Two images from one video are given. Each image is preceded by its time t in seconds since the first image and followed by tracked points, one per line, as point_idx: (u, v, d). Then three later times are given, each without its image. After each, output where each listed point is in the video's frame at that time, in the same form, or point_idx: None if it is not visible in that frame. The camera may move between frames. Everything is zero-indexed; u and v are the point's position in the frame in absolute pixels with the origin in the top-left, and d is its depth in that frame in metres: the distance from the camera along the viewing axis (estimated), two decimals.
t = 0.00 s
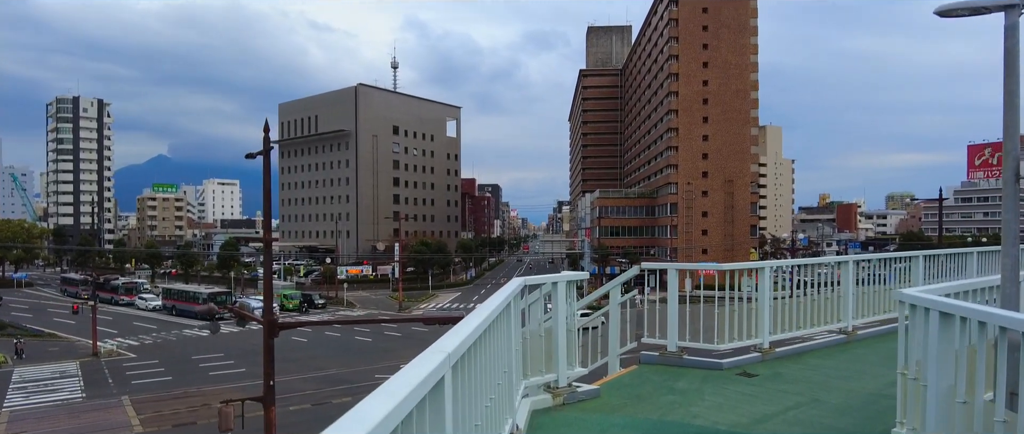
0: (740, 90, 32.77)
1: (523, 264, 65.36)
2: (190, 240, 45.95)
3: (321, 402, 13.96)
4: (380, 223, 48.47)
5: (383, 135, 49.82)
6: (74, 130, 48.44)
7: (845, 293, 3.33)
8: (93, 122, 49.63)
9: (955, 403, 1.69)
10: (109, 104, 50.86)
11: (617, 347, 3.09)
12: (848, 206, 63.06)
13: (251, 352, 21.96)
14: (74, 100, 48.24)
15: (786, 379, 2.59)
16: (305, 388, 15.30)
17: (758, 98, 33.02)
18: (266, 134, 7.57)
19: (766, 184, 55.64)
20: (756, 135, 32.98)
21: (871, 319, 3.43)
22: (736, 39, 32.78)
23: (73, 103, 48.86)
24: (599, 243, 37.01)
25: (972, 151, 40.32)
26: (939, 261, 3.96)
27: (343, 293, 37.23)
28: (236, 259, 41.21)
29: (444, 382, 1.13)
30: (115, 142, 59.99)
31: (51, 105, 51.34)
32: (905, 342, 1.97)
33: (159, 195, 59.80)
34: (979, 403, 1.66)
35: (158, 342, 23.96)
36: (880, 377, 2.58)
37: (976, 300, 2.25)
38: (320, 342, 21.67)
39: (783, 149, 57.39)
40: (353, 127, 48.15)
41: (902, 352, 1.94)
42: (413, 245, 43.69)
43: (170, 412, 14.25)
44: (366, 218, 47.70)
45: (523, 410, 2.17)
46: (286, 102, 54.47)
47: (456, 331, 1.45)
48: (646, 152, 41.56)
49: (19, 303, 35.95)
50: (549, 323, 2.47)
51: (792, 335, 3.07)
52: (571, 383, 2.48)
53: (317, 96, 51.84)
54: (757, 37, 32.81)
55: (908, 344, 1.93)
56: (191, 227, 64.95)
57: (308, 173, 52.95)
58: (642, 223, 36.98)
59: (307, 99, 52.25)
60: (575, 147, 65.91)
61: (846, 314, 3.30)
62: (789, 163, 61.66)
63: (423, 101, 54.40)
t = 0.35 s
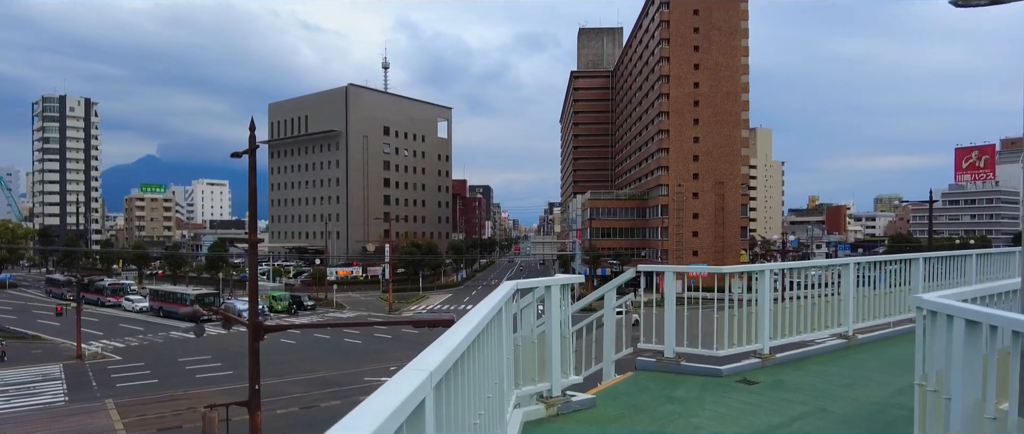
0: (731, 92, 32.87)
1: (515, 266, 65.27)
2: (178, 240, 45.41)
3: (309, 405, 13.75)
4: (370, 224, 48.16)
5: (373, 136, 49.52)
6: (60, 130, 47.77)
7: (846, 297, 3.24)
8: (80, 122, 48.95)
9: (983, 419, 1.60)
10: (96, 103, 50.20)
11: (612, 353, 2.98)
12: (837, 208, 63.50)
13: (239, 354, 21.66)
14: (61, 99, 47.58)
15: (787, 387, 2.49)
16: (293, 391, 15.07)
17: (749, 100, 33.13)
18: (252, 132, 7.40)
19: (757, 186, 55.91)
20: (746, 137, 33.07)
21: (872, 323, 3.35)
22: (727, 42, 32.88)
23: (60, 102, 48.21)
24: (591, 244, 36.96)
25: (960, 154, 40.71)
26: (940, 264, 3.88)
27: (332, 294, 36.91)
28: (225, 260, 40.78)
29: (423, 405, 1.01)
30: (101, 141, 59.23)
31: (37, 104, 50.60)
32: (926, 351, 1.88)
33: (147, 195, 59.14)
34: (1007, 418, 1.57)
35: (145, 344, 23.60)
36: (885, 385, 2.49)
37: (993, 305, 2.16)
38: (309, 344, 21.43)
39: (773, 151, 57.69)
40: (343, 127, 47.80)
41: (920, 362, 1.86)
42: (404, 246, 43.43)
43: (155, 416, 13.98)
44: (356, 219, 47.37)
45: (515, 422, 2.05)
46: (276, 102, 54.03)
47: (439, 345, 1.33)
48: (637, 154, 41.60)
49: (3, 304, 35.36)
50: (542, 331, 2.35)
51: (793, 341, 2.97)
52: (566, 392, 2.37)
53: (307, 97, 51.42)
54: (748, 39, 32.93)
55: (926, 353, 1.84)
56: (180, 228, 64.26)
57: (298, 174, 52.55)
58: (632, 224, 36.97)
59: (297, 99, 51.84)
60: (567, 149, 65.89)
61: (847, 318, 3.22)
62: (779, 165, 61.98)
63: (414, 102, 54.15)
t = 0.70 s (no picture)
0: (721, 93, 32.98)
1: (506, 266, 65.10)
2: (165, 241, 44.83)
3: (296, 408, 13.54)
4: (360, 224, 47.85)
5: (364, 136, 49.20)
6: (45, 128, 47.01)
7: (843, 299, 3.16)
8: (66, 120, 48.22)
9: None
10: (82, 102, 49.47)
11: (603, 357, 2.87)
12: (826, 209, 63.97)
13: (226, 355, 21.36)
14: (46, 97, 46.86)
15: (787, 393, 2.38)
16: (280, 393, 14.86)
17: (739, 102, 33.25)
18: (235, 130, 7.23)
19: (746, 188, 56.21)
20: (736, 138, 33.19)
21: (869, 326, 3.27)
22: (717, 43, 33.01)
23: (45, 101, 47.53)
24: (581, 245, 36.92)
25: (946, 155, 41.23)
26: (936, 265, 3.81)
27: (321, 295, 36.62)
28: (213, 260, 40.32)
29: (384, 430, 0.90)
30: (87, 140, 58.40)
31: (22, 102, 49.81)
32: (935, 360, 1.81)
33: (134, 195, 58.43)
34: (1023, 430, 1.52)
35: (130, 345, 23.22)
36: (886, 389, 2.41)
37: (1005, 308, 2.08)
38: (297, 346, 21.19)
39: (762, 152, 58.00)
40: (333, 127, 47.45)
41: (933, 371, 1.79)
42: (394, 246, 43.18)
43: (139, 419, 13.71)
44: (346, 219, 47.05)
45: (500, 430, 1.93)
46: (265, 102, 53.55)
47: (406, 360, 1.22)
48: (627, 154, 41.63)
49: None
50: (528, 336, 2.23)
51: (790, 344, 2.88)
52: (555, 400, 2.25)
53: (296, 96, 50.99)
54: (738, 41, 33.04)
55: (939, 363, 1.77)
56: (168, 228, 63.51)
57: (287, 174, 52.12)
58: (623, 225, 36.98)
59: (286, 98, 51.40)
60: (558, 150, 65.88)
61: (844, 321, 3.15)
62: (769, 166, 62.29)
63: (404, 102, 53.90)
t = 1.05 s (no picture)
0: (712, 93, 33.04)
1: (497, 267, 64.93)
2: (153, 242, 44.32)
3: (284, 411, 13.34)
4: (351, 225, 47.54)
5: (354, 136, 48.88)
6: (31, 128, 46.36)
7: (839, 303, 3.08)
8: (53, 120, 47.58)
9: None
10: (69, 102, 48.84)
11: (592, 365, 2.76)
12: (816, 209, 64.40)
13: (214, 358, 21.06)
14: (32, 97, 46.22)
15: (783, 403, 2.28)
16: (267, 396, 14.64)
17: (729, 102, 33.31)
18: (217, 128, 7.00)
19: (737, 188, 56.41)
20: (727, 138, 33.25)
21: (865, 330, 3.19)
22: (707, 43, 33.05)
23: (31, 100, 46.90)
24: (573, 245, 36.89)
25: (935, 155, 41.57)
26: (932, 265, 3.74)
27: (311, 296, 36.29)
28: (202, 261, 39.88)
29: None
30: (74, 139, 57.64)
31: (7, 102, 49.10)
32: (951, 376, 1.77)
33: (122, 196, 57.76)
34: None
35: (116, 348, 22.87)
36: (884, 397, 2.33)
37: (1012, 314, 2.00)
38: (286, 348, 20.94)
39: (753, 152, 58.23)
40: (323, 127, 47.10)
41: (947, 386, 1.76)
42: (384, 247, 42.88)
43: (123, 423, 13.44)
44: (337, 220, 46.71)
45: None
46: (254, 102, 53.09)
47: (355, 398, 1.12)
48: (619, 155, 41.61)
49: None
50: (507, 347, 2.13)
51: (784, 349, 2.79)
52: (540, 411, 2.13)
53: (285, 96, 50.58)
54: (728, 41, 33.11)
55: (955, 379, 1.73)
56: (156, 229, 62.81)
57: (276, 174, 51.69)
58: (614, 225, 36.97)
59: (276, 98, 50.98)
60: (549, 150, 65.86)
61: (839, 324, 3.07)
62: (759, 166, 62.53)
63: (395, 102, 53.63)
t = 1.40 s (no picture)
0: (704, 94, 33.11)
1: (490, 268, 64.77)
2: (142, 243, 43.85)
3: (273, 414, 13.16)
4: (342, 226, 47.27)
5: (346, 136, 48.61)
6: (19, 128, 45.79)
7: (836, 306, 3.01)
8: (41, 120, 47.04)
9: None
10: (58, 101, 48.29)
11: (585, 370, 2.67)
12: (808, 209, 64.74)
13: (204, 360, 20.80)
14: (20, 97, 45.69)
15: (782, 409, 2.19)
16: (257, 399, 14.45)
17: (721, 102, 33.38)
18: (203, 127, 6.82)
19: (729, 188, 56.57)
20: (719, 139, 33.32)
21: (862, 332, 3.13)
22: (700, 44, 33.09)
23: (19, 100, 46.36)
24: (566, 246, 36.84)
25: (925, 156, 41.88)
26: (931, 266, 3.68)
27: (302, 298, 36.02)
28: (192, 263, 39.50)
29: None
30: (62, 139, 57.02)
31: None
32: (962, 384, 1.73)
33: (112, 196, 57.18)
34: None
35: (104, 350, 22.55)
36: (886, 403, 2.24)
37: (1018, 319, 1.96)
38: (277, 350, 20.72)
39: (745, 153, 58.40)
40: (315, 127, 46.82)
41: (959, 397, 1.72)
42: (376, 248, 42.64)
43: (110, 427, 13.22)
44: (328, 220, 46.44)
45: None
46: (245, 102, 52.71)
47: (326, 408, 1.03)
48: (611, 156, 41.61)
49: None
50: (496, 352, 2.04)
51: (780, 353, 2.71)
52: (529, 421, 2.03)
53: (276, 96, 50.24)
54: (721, 41, 33.17)
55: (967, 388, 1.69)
56: (146, 230, 62.19)
57: (268, 175, 51.32)
58: (607, 226, 36.96)
59: (267, 98, 50.63)
60: (542, 150, 65.79)
61: (837, 327, 3.00)
62: (751, 167, 62.72)
63: (387, 102, 53.40)
